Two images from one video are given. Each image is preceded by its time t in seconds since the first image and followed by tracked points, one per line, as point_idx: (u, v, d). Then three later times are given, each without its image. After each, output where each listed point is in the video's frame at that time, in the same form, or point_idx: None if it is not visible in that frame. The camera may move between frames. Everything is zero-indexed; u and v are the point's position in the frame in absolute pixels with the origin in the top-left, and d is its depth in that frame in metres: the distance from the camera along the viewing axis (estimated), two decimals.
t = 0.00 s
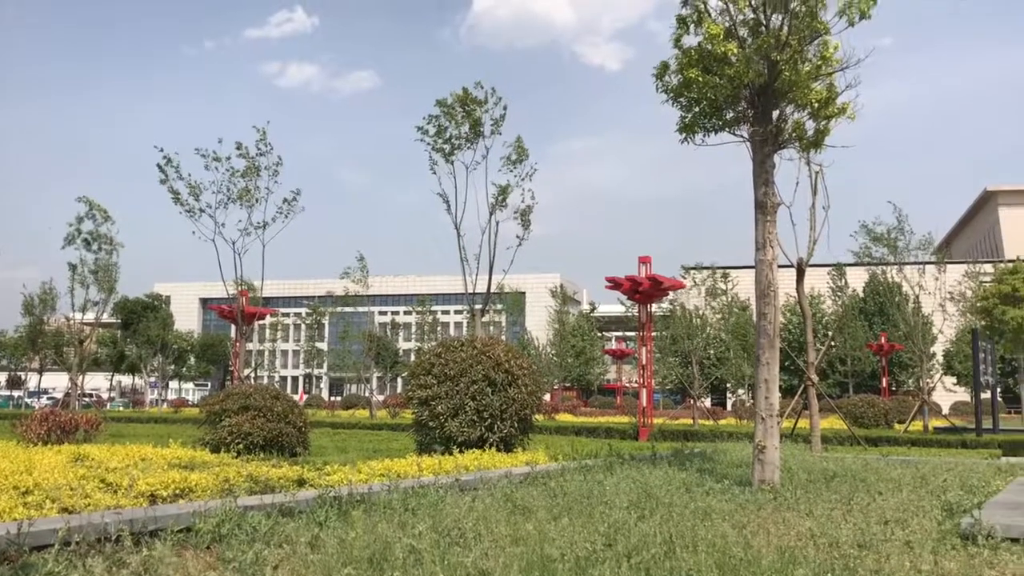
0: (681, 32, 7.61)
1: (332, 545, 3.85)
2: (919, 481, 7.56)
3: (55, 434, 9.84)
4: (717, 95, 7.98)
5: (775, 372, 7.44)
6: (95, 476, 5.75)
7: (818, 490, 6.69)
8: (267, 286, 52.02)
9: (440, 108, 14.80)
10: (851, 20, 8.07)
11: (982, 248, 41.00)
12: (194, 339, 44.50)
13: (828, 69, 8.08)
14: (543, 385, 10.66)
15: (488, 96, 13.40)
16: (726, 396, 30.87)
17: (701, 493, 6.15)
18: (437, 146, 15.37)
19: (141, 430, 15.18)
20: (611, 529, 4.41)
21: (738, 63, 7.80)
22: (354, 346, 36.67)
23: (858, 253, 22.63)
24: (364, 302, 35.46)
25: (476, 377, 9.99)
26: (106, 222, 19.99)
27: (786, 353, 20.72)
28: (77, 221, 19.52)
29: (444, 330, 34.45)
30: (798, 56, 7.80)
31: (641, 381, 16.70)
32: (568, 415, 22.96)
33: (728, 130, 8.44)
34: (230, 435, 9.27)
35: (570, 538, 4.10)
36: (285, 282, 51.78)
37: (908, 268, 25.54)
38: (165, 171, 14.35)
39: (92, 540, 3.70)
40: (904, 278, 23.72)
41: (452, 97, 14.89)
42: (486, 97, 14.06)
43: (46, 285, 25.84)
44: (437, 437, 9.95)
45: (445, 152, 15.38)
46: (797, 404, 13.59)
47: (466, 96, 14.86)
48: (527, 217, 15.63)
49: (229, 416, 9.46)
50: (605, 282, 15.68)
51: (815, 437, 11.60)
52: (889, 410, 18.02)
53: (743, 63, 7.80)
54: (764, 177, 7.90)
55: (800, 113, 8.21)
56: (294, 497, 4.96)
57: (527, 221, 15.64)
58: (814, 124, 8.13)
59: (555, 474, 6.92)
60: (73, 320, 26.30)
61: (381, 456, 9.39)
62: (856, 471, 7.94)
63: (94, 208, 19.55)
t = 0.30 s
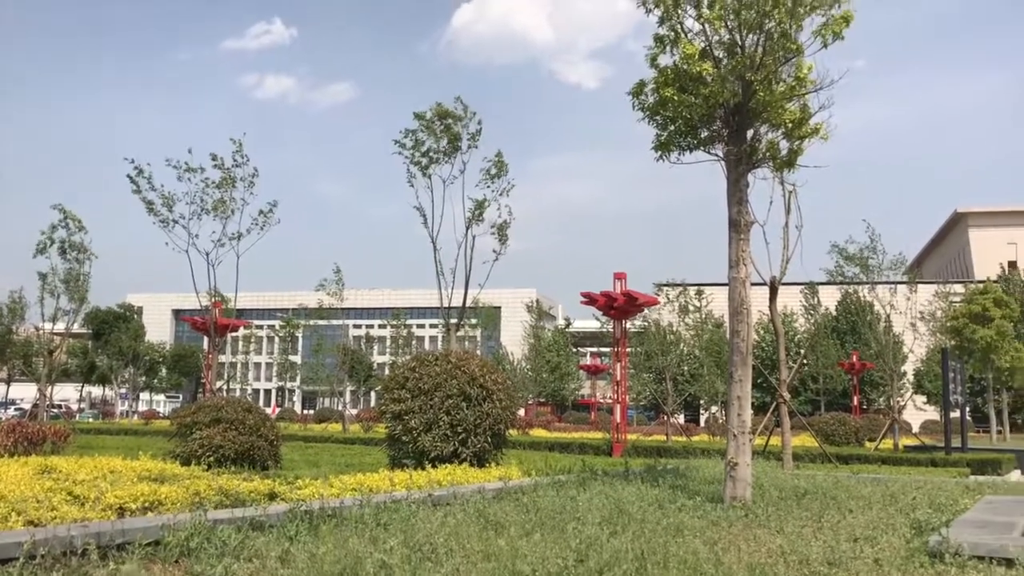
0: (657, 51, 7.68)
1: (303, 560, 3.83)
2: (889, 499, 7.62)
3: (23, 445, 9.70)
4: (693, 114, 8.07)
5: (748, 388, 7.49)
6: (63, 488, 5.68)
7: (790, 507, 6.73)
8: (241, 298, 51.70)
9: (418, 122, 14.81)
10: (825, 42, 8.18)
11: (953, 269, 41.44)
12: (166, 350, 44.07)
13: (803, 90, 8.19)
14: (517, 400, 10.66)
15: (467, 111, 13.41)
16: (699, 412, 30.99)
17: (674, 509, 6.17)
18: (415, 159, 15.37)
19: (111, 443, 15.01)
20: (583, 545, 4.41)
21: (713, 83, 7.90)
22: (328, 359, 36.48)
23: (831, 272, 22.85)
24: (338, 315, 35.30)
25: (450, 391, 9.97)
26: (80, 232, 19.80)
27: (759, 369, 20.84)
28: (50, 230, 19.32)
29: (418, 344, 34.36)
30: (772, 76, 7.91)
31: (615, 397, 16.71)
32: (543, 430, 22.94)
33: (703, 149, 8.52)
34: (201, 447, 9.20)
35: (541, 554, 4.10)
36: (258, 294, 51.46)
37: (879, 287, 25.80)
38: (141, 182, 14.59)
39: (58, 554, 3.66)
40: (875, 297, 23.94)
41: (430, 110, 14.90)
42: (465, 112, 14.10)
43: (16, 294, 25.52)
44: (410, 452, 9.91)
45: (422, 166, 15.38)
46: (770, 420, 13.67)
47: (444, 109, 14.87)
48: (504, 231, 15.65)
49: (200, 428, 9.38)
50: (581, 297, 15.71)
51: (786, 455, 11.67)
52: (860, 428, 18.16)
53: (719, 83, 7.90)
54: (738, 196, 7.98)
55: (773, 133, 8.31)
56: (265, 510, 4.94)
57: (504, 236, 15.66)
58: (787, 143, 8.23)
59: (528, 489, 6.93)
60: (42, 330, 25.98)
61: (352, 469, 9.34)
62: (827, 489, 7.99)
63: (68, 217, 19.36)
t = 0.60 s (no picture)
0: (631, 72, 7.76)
1: None
2: (857, 518, 7.69)
3: None
4: (666, 134, 8.18)
5: (719, 407, 7.54)
6: (26, 502, 5.60)
7: (759, 526, 6.77)
8: (211, 311, 51.29)
9: (395, 136, 14.82)
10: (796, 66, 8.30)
11: (921, 290, 41.89)
12: (134, 363, 43.56)
13: (774, 112, 8.31)
14: (489, 416, 10.66)
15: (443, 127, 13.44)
16: (670, 430, 31.09)
17: (644, 527, 6.19)
18: (391, 174, 15.37)
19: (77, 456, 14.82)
20: (553, 563, 4.42)
21: (686, 104, 8.01)
22: (299, 373, 36.21)
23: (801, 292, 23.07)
24: (310, 329, 35.10)
25: (422, 408, 9.95)
26: (50, 242, 19.58)
27: (730, 387, 20.95)
28: (19, 240, 19.10)
29: (391, 359, 34.21)
30: (744, 98, 8.04)
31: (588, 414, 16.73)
32: (514, 447, 22.91)
33: (676, 168, 8.62)
34: (170, 462, 9.11)
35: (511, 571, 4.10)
36: (230, 307, 51.06)
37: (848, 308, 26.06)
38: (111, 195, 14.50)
39: (21, 570, 3.61)
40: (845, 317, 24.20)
41: (408, 126, 14.92)
42: (442, 127, 14.13)
43: None
44: (381, 468, 9.87)
45: (398, 181, 15.40)
46: (740, 438, 13.75)
47: (421, 125, 14.90)
48: (479, 248, 15.68)
49: (169, 442, 9.29)
50: (554, 313, 15.75)
51: (756, 473, 11.74)
52: (829, 447, 18.30)
53: (691, 104, 8.01)
54: (710, 215, 8.06)
55: (745, 154, 8.42)
56: (234, 527, 4.90)
57: (480, 252, 15.70)
58: (759, 164, 8.34)
59: (499, 506, 6.93)
60: (7, 342, 25.59)
61: (323, 485, 9.28)
62: (795, 508, 8.05)
63: (38, 226, 19.15)
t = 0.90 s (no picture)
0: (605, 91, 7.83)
1: None
2: (826, 536, 7.73)
3: None
4: (640, 152, 8.26)
5: (690, 425, 7.57)
6: None
7: (730, 543, 6.79)
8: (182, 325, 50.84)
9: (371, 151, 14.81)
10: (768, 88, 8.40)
11: (890, 309, 42.30)
12: (102, 378, 43.03)
13: (747, 132, 8.40)
14: (461, 433, 10.63)
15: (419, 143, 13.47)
16: (643, 447, 31.13)
17: (615, 545, 6.19)
18: (366, 189, 15.36)
19: (43, 472, 14.56)
20: None
21: (659, 123, 8.09)
22: (270, 389, 35.92)
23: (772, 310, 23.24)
24: (282, 344, 34.85)
25: (394, 424, 9.90)
26: (20, 253, 19.35)
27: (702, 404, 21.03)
28: None
29: (363, 375, 34.01)
30: (717, 118, 8.13)
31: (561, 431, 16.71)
32: (487, 464, 22.84)
33: (650, 187, 8.70)
34: (138, 477, 9.00)
35: None
36: (201, 321, 50.64)
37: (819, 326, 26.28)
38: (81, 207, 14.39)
39: None
40: (815, 336, 24.40)
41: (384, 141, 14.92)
42: (418, 143, 14.15)
43: None
44: (352, 485, 9.80)
45: (373, 196, 15.38)
46: (711, 456, 13.79)
47: (397, 140, 14.90)
48: (454, 264, 15.68)
49: (137, 458, 9.17)
50: (528, 330, 15.74)
51: (728, 491, 11.76)
52: (799, 464, 18.40)
53: (664, 123, 8.10)
54: (682, 234, 8.12)
55: (718, 173, 8.51)
56: (203, 544, 4.85)
57: (454, 268, 15.70)
58: (731, 184, 8.42)
59: (470, 524, 6.90)
60: None
61: (293, 502, 9.19)
62: (766, 525, 8.07)
63: (8, 237, 18.92)
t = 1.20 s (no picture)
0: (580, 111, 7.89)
1: None
2: (800, 555, 7.76)
3: None
4: (615, 171, 8.34)
5: (665, 443, 7.60)
6: None
7: (704, 561, 6.83)
8: (153, 341, 50.35)
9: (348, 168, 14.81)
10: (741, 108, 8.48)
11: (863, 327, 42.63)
12: (72, 394, 42.47)
13: (721, 152, 8.47)
14: (436, 450, 10.61)
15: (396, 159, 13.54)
16: (618, 464, 31.13)
17: (591, 563, 6.20)
18: (342, 205, 15.34)
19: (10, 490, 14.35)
20: None
21: (634, 142, 8.16)
22: (243, 406, 35.59)
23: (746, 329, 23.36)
24: (255, 361, 34.57)
25: (368, 442, 9.85)
26: None
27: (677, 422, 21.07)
28: None
29: (337, 392, 33.78)
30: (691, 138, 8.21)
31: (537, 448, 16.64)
32: (462, 482, 22.74)
33: (625, 206, 8.77)
34: (107, 496, 8.88)
35: None
36: (174, 337, 50.18)
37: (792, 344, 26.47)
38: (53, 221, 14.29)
39: None
40: (789, 354, 24.58)
41: (361, 158, 14.91)
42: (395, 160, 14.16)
43: None
44: (325, 503, 9.72)
45: (349, 213, 15.36)
46: (686, 473, 13.80)
47: (374, 157, 14.90)
48: (430, 281, 15.67)
49: (107, 476, 9.06)
50: (503, 347, 15.72)
51: (702, 509, 11.78)
52: (773, 482, 18.48)
53: (639, 143, 8.17)
54: (657, 252, 8.18)
55: (693, 193, 8.58)
56: (174, 564, 4.81)
57: (430, 286, 15.69)
58: (706, 204, 8.50)
59: (444, 542, 6.88)
60: None
61: (267, 521, 9.10)
62: (739, 543, 8.10)
63: None
